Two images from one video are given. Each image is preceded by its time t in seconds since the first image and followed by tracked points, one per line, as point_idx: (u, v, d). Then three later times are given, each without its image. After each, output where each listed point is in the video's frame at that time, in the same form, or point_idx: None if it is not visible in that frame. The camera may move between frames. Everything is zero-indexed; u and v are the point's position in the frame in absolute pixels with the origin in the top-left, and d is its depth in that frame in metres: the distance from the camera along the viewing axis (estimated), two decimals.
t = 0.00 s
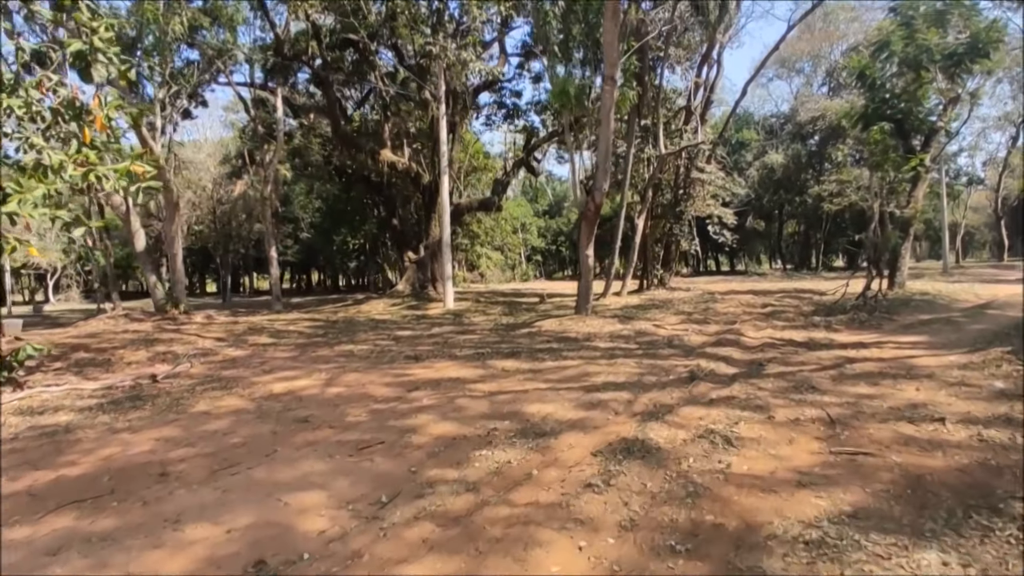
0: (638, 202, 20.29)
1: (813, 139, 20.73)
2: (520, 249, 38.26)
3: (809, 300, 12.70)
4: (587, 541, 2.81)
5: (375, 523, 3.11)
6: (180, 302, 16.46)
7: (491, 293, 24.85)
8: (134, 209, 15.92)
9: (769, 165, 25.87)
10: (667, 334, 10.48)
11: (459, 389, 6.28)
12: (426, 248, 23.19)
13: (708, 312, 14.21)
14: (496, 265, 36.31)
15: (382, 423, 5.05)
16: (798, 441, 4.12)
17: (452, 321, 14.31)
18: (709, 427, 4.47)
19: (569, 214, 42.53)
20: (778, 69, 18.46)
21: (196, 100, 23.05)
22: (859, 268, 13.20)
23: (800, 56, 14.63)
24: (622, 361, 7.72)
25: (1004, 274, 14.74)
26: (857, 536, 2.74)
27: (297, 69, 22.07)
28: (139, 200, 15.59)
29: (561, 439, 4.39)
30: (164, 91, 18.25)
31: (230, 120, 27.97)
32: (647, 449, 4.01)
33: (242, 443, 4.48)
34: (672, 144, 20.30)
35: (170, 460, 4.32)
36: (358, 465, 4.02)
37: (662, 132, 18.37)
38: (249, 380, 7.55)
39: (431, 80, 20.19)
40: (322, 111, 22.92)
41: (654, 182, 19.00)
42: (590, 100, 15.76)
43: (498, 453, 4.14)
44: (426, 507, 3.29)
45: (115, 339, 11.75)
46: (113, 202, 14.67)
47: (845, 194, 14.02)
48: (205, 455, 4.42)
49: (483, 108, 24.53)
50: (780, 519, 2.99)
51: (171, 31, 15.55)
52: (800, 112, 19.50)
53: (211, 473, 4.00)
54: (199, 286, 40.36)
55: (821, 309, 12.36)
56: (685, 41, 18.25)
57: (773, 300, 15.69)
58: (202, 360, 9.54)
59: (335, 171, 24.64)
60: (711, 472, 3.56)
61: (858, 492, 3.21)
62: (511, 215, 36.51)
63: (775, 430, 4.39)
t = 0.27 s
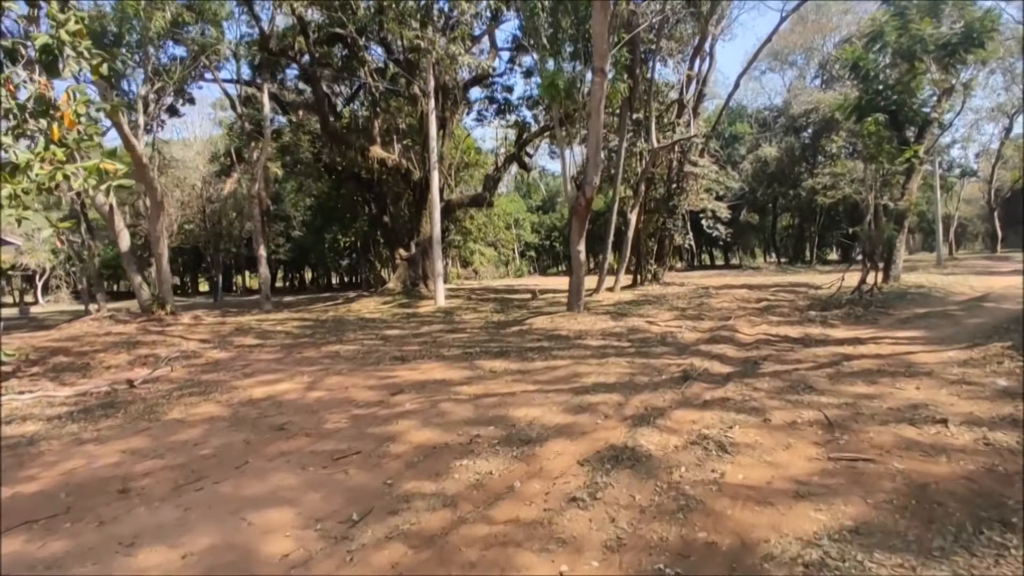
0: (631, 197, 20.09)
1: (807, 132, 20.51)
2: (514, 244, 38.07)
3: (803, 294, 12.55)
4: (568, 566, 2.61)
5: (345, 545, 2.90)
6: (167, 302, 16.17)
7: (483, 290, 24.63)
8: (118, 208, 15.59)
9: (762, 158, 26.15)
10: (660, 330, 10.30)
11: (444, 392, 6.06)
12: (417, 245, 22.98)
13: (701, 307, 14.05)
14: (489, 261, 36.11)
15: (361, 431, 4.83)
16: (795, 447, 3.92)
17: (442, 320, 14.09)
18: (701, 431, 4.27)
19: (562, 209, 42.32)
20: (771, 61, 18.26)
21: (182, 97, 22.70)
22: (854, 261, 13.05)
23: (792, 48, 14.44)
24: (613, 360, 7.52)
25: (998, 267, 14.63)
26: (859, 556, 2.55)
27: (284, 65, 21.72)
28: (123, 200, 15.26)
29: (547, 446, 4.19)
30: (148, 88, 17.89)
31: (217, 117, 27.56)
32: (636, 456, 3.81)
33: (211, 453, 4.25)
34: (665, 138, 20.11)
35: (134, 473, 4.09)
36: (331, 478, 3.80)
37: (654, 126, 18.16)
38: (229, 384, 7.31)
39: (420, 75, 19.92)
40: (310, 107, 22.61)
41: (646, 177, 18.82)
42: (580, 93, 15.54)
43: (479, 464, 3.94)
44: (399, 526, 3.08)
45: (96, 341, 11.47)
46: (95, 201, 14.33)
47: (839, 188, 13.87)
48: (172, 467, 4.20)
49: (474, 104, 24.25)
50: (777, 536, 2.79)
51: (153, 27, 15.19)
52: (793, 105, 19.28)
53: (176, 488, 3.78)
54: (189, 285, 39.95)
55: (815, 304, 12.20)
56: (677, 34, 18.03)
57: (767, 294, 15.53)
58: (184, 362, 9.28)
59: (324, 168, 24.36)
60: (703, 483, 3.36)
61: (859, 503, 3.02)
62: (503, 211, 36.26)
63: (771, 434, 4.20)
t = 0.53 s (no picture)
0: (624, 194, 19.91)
1: (801, 128, 20.33)
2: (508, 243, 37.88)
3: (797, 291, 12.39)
4: None
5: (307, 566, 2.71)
6: (154, 304, 15.96)
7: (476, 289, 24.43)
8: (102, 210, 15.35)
9: (756, 154, 25.66)
10: (653, 329, 10.11)
11: (427, 396, 5.87)
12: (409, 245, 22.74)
13: (695, 305, 13.89)
14: (483, 260, 35.91)
15: (337, 439, 4.63)
16: (789, 451, 3.74)
17: (433, 320, 13.88)
18: (691, 437, 4.10)
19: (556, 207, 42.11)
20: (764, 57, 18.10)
21: (170, 97, 22.42)
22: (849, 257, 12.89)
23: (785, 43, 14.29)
24: (603, 361, 7.33)
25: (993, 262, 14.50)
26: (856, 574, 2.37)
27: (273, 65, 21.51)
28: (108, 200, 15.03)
29: (529, 454, 4.01)
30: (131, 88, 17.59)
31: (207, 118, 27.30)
32: (621, 464, 3.63)
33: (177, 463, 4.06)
34: (657, 134, 19.96)
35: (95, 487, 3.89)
36: (300, 491, 3.61)
37: (646, 122, 18.00)
38: (208, 389, 7.08)
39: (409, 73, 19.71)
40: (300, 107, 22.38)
41: (638, 174, 18.65)
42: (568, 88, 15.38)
43: (457, 474, 3.75)
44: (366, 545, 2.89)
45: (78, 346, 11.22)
46: (79, 202, 14.11)
47: (833, 183, 13.73)
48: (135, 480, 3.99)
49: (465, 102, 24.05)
50: (767, 553, 2.60)
51: (137, 24, 14.92)
52: (786, 101, 19.04)
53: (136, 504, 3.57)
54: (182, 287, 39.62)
55: (810, 301, 12.04)
56: (668, 29, 17.97)
57: (761, 291, 15.40)
58: (165, 367, 9.05)
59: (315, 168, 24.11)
60: (691, 493, 3.18)
61: (855, 515, 2.84)
62: (497, 210, 36.05)
63: (763, 438, 4.03)
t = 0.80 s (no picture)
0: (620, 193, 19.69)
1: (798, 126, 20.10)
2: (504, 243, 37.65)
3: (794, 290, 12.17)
4: None
5: None
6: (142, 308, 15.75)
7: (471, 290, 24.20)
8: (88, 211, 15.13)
9: (753, 152, 25.36)
10: (646, 330, 9.89)
11: (407, 401, 5.65)
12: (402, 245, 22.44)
13: (691, 304, 13.67)
14: (480, 261, 35.68)
15: (307, 447, 4.42)
16: (779, 459, 3.54)
17: (424, 322, 13.65)
18: (677, 444, 3.89)
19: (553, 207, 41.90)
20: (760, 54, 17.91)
21: (160, 97, 22.16)
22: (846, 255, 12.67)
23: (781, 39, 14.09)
24: (592, 363, 7.11)
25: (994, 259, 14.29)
26: None
27: (264, 65, 21.31)
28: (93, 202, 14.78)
29: (505, 464, 3.80)
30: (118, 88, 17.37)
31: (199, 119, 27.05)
32: (601, 474, 3.42)
33: (135, 474, 3.85)
34: (652, 132, 19.77)
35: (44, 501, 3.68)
36: (260, 506, 3.40)
37: (641, 121, 17.81)
38: (184, 395, 6.86)
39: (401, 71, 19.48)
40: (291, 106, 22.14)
41: (633, 172, 18.44)
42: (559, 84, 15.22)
43: (426, 485, 3.54)
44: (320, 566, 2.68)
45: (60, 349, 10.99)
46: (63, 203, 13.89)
47: (830, 180, 13.52)
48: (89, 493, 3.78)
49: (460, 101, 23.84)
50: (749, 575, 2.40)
51: (123, 22, 14.69)
52: (783, 99, 18.81)
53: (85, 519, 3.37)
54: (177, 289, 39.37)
55: (807, 299, 11.82)
56: (663, 26, 17.82)
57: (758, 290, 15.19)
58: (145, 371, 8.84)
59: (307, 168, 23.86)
60: (672, 507, 2.98)
61: (846, 530, 2.64)
62: (494, 209, 35.83)
63: (752, 445, 3.81)
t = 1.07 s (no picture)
0: (617, 195, 19.51)
1: (797, 125, 19.91)
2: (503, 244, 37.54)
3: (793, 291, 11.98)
4: None
5: None
6: (133, 311, 15.44)
7: (468, 292, 24.00)
8: (79, 215, 14.97)
9: (752, 152, 25.20)
10: (641, 333, 9.71)
11: (391, 410, 5.47)
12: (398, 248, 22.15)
13: (689, 306, 13.48)
14: (479, 262, 35.50)
15: (281, 461, 4.22)
16: (772, 474, 3.35)
17: (418, 325, 13.47)
18: (665, 457, 3.70)
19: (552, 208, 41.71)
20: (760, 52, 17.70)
21: (155, 98, 21.95)
22: (846, 256, 12.46)
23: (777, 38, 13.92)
24: (584, 369, 6.91)
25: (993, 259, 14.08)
26: None
27: (259, 67, 21.15)
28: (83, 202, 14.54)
29: (485, 479, 3.62)
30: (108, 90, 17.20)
31: (195, 121, 26.83)
32: (583, 491, 3.24)
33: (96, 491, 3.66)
34: (650, 132, 19.59)
35: None
36: (224, 526, 3.21)
37: (638, 120, 17.64)
38: (164, 403, 6.67)
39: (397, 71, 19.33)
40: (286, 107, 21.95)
41: (631, 173, 18.28)
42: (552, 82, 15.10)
43: (399, 503, 3.35)
44: None
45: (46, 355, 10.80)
46: (52, 204, 13.63)
47: (829, 180, 13.35)
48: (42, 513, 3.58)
49: (456, 102, 23.68)
50: None
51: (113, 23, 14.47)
52: (782, 99, 18.62)
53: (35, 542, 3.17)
54: (175, 292, 39.22)
55: (806, 301, 11.63)
56: (661, 25, 17.69)
57: (757, 292, 15.02)
58: (128, 377, 8.64)
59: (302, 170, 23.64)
60: (658, 530, 2.79)
61: (842, 556, 2.46)
62: (492, 211, 35.66)
63: (745, 458, 3.63)
